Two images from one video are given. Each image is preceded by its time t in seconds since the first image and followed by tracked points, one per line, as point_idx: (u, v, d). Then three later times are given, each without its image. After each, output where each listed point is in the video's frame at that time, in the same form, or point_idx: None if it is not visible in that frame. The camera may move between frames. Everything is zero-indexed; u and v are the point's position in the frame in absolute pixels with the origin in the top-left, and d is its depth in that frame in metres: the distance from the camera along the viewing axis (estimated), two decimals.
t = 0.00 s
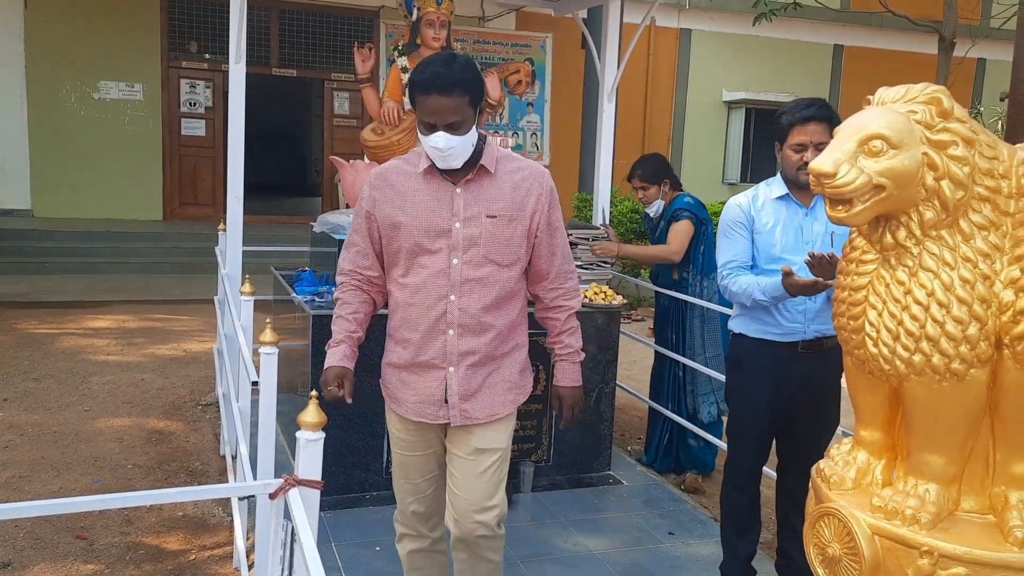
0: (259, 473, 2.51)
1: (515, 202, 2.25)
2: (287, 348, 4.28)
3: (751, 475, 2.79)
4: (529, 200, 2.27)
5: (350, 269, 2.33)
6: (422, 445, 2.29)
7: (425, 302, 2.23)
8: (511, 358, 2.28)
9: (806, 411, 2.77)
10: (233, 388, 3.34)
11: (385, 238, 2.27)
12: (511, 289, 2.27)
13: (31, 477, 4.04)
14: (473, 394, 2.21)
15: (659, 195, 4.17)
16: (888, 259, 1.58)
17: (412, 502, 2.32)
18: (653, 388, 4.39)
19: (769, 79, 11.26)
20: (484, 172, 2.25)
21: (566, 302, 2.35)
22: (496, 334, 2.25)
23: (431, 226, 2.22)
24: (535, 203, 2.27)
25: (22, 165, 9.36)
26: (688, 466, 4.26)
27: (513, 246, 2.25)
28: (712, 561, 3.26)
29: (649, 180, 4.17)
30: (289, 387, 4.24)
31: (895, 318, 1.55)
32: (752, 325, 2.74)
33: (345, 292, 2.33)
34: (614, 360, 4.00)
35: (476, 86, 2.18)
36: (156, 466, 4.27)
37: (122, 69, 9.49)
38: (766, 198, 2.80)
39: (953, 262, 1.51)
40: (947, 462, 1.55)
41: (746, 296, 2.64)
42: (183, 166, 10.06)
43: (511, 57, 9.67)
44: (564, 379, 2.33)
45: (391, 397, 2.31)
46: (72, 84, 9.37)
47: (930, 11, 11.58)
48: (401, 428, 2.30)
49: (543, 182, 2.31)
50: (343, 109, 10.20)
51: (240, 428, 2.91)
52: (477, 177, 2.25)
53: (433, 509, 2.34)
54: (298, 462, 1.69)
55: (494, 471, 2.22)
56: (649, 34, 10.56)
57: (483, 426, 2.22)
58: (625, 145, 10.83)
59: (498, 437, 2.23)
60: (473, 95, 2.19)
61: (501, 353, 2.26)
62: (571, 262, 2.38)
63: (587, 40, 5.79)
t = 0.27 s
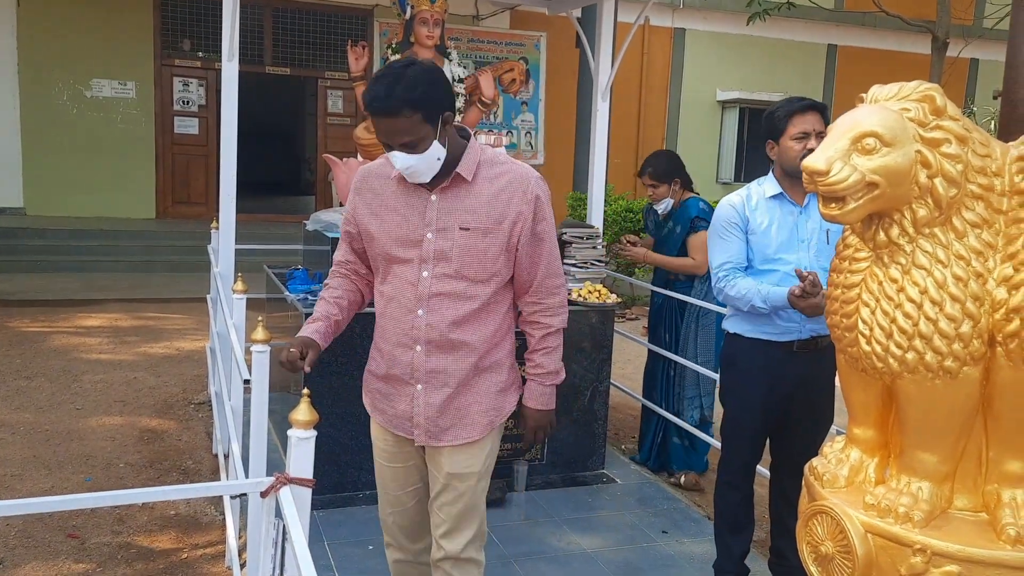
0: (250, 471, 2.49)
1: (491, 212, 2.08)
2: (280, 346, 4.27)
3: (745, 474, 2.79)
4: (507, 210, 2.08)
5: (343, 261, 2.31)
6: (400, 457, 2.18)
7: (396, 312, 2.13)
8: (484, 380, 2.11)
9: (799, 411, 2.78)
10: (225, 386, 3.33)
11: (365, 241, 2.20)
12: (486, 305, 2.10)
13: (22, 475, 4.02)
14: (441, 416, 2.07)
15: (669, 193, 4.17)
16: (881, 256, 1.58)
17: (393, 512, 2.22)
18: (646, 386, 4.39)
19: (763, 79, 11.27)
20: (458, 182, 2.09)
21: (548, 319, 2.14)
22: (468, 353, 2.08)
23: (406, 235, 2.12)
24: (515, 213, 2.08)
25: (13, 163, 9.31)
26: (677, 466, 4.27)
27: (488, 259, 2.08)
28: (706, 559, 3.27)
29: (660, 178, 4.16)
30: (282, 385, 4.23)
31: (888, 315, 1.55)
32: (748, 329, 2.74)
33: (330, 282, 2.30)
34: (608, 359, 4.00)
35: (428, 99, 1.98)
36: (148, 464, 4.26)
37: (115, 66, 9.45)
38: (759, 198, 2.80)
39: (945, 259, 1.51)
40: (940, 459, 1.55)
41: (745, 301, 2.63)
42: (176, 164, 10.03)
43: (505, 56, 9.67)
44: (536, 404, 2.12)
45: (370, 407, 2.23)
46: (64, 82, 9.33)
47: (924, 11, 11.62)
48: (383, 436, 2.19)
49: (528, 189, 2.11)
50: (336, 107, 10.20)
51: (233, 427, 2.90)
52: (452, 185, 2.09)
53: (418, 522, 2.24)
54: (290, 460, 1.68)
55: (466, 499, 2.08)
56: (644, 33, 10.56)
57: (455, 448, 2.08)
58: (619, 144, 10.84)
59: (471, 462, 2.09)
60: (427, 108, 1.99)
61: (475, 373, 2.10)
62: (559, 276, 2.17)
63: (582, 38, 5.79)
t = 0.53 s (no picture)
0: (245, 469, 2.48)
1: (432, 215, 1.98)
2: (276, 343, 4.26)
3: (741, 471, 2.79)
4: (444, 213, 1.97)
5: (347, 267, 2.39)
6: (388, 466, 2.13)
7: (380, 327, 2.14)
8: (458, 392, 2.04)
9: (795, 409, 2.78)
10: (220, 383, 3.32)
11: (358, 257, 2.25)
12: (447, 315, 2.02)
13: (16, 474, 4.01)
14: (413, 431, 2.04)
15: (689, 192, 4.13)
16: (875, 253, 1.58)
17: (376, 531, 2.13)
18: (642, 384, 4.39)
19: (759, 77, 11.28)
20: (399, 193, 2.05)
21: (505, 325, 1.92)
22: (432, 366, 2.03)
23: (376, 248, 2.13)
24: (452, 215, 1.97)
25: (8, 161, 9.28)
26: (672, 464, 4.25)
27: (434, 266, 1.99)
28: (701, 556, 3.27)
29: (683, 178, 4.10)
30: (277, 383, 4.22)
31: (882, 311, 1.55)
32: (746, 325, 2.74)
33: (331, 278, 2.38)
34: (604, 356, 3.99)
35: (331, 123, 1.95)
36: (143, 462, 4.25)
37: (110, 63, 9.42)
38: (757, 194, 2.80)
39: (939, 256, 1.51)
40: (934, 456, 1.55)
41: (744, 296, 2.64)
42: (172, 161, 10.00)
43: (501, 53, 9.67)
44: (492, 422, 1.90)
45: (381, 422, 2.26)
46: (59, 79, 9.30)
47: (919, 9, 11.64)
48: (369, 451, 2.16)
49: (466, 186, 1.97)
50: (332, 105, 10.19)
51: (227, 426, 2.89)
52: (398, 192, 2.05)
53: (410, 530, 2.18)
54: (284, 458, 1.67)
55: (455, 512, 2.03)
56: (640, 31, 10.56)
57: (436, 463, 2.04)
58: (615, 142, 10.84)
59: (455, 476, 2.03)
60: (333, 132, 1.96)
61: (445, 385, 2.03)
62: (520, 275, 1.95)
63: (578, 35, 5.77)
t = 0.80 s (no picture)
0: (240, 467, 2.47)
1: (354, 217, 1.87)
2: (271, 342, 4.25)
3: (736, 469, 2.79)
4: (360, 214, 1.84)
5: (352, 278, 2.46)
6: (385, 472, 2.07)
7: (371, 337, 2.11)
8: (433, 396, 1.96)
9: (790, 408, 2.79)
10: (214, 382, 3.31)
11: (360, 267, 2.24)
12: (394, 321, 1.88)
13: (10, 472, 4.00)
14: (392, 442, 1.99)
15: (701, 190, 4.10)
16: (869, 252, 1.58)
17: (362, 536, 2.09)
18: (638, 383, 4.39)
19: (755, 75, 11.29)
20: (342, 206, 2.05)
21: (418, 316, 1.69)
22: (398, 376, 1.95)
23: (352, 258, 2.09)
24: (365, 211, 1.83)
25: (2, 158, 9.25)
26: (670, 464, 4.27)
27: (363, 270, 1.88)
28: (696, 554, 3.28)
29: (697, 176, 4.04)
30: (272, 382, 4.22)
31: (877, 311, 1.55)
32: (744, 321, 2.73)
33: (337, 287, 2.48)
34: (599, 355, 4.00)
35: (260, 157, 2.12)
36: (137, 461, 4.24)
37: (104, 61, 9.39)
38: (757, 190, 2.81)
39: (934, 255, 1.51)
40: (927, 454, 1.56)
41: (743, 292, 2.63)
42: (166, 159, 9.97)
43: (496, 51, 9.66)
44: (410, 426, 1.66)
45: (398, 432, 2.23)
46: (53, 77, 9.27)
47: (914, 8, 11.66)
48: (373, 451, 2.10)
49: (371, 180, 1.81)
50: (327, 103, 10.18)
51: (222, 424, 2.87)
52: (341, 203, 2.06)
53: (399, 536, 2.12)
54: (279, 456, 1.67)
55: (435, 525, 1.94)
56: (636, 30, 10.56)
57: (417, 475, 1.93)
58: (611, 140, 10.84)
59: (434, 489, 1.91)
60: (266, 163, 2.14)
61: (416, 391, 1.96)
62: (427, 260, 1.69)
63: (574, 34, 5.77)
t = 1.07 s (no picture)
0: (232, 465, 2.47)
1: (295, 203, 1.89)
2: (264, 340, 4.24)
3: (729, 466, 2.80)
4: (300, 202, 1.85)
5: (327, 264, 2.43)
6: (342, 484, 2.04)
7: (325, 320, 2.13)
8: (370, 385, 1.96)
9: (783, 405, 2.79)
10: (208, 380, 3.31)
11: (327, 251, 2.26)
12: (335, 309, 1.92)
13: (2, 471, 3.98)
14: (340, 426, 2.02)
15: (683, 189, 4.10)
16: (861, 250, 1.59)
17: (330, 551, 2.10)
18: (632, 381, 4.40)
19: (749, 74, 11.31)
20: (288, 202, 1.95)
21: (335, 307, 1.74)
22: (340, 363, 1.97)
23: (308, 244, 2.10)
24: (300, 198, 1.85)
25: None
26: (664, 461, 4.28)
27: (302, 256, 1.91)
28: (689, 551, 3.29)
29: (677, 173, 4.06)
30: (266, 380, 4.21)
31: (868, 308, 1.56)
32: (738, 317, 2.74)
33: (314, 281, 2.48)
34: (593, 353, 4.00)
35: (210, 149, 1.95)
36: (130, 459, 4.23)
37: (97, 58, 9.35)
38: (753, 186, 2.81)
39: (926, 253, 1.51)
40: (919, 451, 1.56)
41: (738, 288, 2.64)
42: (159, 157, 9.93)
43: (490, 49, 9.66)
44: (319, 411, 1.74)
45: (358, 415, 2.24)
46: (45, 74, 9.23)
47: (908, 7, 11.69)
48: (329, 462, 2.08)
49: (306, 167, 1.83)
50: (321, 100, 10.15)
51: (215, 422, 2.87)
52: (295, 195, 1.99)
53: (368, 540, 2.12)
54: (272, 454, 1.66)
55: (385, 528, 1.94)
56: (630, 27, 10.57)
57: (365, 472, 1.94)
58: (606, 138, 10.85)
59: (382, 490, 1.92)
60: (217, 155, 1.96)
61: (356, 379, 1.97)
62: (349, 250, 1.72)
63: (568, 31, 5.77)
